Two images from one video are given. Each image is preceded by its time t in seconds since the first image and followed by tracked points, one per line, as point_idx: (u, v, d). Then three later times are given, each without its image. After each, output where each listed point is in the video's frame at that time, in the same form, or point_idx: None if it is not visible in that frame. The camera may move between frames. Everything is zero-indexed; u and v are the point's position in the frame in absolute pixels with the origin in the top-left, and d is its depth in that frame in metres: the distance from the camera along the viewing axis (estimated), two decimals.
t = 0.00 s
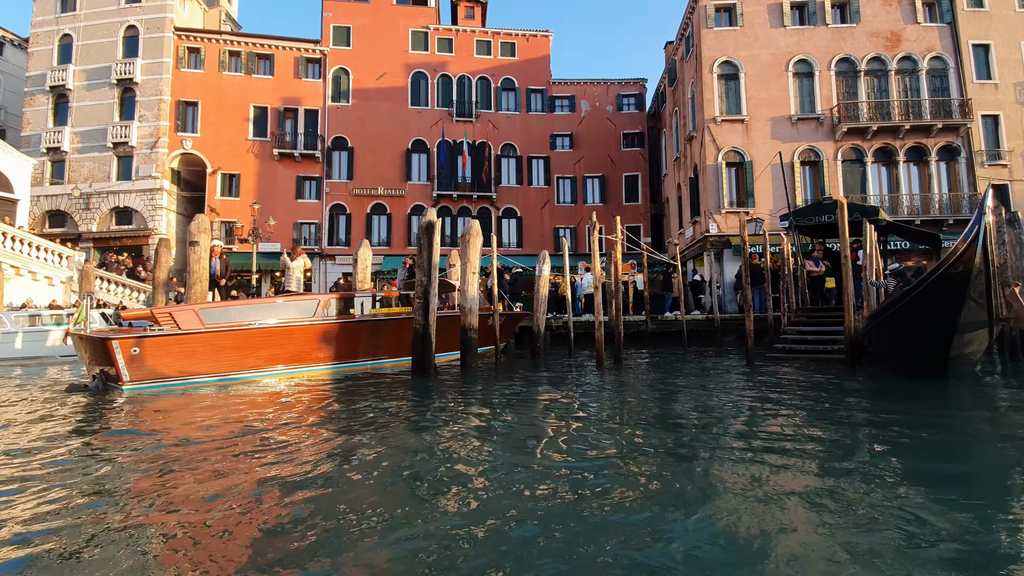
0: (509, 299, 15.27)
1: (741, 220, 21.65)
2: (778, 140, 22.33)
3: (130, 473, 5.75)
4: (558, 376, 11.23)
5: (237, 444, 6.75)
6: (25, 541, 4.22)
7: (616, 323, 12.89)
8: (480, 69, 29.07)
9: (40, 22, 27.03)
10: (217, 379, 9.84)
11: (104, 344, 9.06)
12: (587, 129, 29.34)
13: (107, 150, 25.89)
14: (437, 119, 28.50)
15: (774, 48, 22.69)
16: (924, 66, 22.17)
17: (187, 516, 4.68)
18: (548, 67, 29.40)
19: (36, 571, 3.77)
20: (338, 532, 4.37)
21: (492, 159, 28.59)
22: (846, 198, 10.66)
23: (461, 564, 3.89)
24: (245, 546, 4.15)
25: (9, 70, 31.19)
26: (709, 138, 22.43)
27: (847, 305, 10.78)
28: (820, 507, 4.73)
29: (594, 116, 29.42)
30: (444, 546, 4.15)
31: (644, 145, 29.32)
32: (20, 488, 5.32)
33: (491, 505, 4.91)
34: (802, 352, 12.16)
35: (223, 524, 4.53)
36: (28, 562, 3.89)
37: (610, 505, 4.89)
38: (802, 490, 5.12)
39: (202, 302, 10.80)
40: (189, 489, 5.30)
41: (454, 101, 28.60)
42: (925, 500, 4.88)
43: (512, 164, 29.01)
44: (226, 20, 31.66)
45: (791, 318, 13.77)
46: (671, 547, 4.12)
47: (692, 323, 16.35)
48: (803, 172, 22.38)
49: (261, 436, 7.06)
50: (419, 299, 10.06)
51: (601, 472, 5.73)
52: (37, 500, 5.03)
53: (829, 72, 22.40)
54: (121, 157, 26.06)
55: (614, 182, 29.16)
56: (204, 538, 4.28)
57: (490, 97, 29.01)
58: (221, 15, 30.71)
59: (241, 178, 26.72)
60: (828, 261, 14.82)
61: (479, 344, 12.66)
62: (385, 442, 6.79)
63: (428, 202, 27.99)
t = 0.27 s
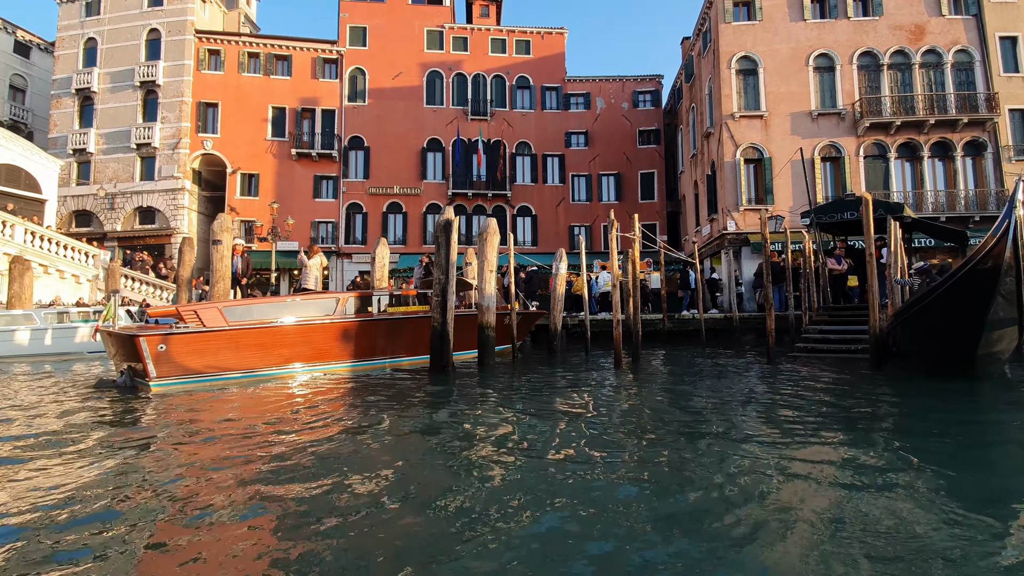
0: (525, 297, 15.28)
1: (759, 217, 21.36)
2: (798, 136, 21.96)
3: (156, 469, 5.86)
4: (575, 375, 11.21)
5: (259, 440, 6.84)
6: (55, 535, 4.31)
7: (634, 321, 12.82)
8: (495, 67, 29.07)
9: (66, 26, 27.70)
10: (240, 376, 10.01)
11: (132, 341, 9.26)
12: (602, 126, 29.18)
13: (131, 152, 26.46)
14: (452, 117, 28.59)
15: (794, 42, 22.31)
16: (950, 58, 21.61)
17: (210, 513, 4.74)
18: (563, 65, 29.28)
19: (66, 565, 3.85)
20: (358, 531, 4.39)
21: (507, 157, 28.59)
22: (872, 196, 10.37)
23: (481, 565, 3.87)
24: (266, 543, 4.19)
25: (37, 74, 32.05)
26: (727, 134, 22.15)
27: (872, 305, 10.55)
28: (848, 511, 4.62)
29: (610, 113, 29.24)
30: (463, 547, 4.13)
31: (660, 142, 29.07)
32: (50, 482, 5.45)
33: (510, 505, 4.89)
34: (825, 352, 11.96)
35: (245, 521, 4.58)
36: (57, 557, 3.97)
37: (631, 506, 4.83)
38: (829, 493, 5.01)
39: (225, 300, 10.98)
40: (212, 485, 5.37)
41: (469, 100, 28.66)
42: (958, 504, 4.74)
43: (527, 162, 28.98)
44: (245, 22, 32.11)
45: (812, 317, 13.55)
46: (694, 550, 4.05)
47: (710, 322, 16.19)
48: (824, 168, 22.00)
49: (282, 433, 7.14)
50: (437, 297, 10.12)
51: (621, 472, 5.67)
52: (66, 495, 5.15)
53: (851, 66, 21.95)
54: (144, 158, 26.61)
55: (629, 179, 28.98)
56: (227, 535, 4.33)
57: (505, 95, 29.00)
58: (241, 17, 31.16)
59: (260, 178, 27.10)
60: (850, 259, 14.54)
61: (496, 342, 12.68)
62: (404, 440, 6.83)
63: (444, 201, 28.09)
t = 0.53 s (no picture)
0: (534, 290, 15.25)
1: (771, 210, 21.15)
2: (810, 128, 21.66)
3: (171, 460, 5.94)
4: (584, 368, 11.21)
5: (271, 433, 6.90)
6: (76, 525, 4.39)
7: (644, 315, 12.77)
8: (503, 59, 28.91)
9: (77, 21, 27.87)
10: (254, 368, 10.13)
11: (148, 334, 9.38)
12: (612, 119, 28.96)
13: (143, 146, 26.68)
14: (460, 110, 28.51)
15: (807, 31, 21.93)
16: (968, 47, 21.17)
17: (224, 504, 4.79)
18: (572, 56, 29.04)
19: (87, 554, 3.94)
20: (370, 523, 4.43)
21: (515, 150, 28.48)
22: (889, 189, 10.18)
23: (493, 558, 3.89)
24: (279, 535, 4.24)
25: (49, 69, 32.31)
26: (738, 126, 21.89)
27: (887, 298, 10.40)
28: (859, 507, 4.58)
29: (619, 105, 29.00)
30: (474, 540, 4.16)
31: (669, 134, 28.82)
32: (69, 472, 5.55)
33: (520, 499, 4.90)
34: (838, 346, 11.84)
35: (258, 513, 4.63)
36: (77, 547, 4.05)
37: (640, 501, 4.82)
38: (839, 488, 4.99)
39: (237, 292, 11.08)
40: (227, 476, 5.45)
41: (477, 93, 28.54)
42: (972, 501, 4.68)
43: (535, 155, 28.85)
44: (254, 15, 32.12)
45: (825, 310, 13.42)
46: (703, 544, 4.04)
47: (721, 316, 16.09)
48: (837, 160, 21.70)
49: (294, 425, 7.21)
50: (448, 290, 10.13)
51: (632, 466, 5.67)
52: (85, 485, 5.24)
53: (866, 55, 21.56)
54: (155, 152, 26.82)
55: (639, 172, 28.78)
56: (240, 527, 4.37)
57: (513, 87, 28.85)
58: (249, 11, 31.18)
59: (269, 172, 27.22)
60: (864, 252, 14.36)
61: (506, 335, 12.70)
62: (414, 433, 6.87)
63: (452, 194, 28.06)
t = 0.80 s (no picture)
0: (538, 286, 15.22)
1: (775, 205, 21.04)
2: (816, 122, 21.50)
3: (176, 457, 5.93)
4: (589, 364, 11.18)
5: (277, 429, 6.90)
6: (80, 522, 4.38)
7: (648, 310, 12.72)
8: (506, 54, 28.78)
9: (80, 18, 27.87)
10: (261, 364, 10.15)
11: (155, 330, 9.41)
12: (615, 114, 28.82)
13: (146, 143, 26.72)
14: (463, 106, 28.42)
15: (812, 24, 21.74)
16: (976, 40, 20.95)
17: (228, 501, 4.78)
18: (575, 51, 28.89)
19: (90, 551, 3.92)
20: (373, 517, 4.44)
21: (518, 146, 28.39)
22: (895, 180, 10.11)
23: (498, 556, 3.86)
24: (283, 529, 4.25)
25: (53, 66, 32.36)
26: (742, 121, 21.74)
27: (894, 291, 10.33)
28: (869, 503, 4.53)
29: (623, 100, 28.86)
30: (479, 537, 4.12)
31: (673, 129, 28.67)
32: (75, 469, 5.55)
33: (525, 496, 4.86)
34: (844, 341, 11.77)
35: (262, 510, 4.61)
36: (80, 544, 4.04)
37: (646, 497, 4.78)
38: (848, 484, 4.93)
39: (243, 289, 11.09)
40: (231, 473, 5.43)
41: (480, 88, 28.45)
42: (983, 497, 4.61)
43: (538, 150, 28.76)
44: (256, 12, 32.07)
45: (831, 305, 13.34)
46: (710, 541, 3.99)
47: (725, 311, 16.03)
48: (843, 154, 21.55)
49: (299, 421, 7.20)
50: (452, 285, 10.12)
51: (636, 460, 5.67)
52: (89, 482, 5.23)
53: (872, 48, 21.36)
54: (159, 149, 26.85)
55: (642, 167, 28.67)
56: (244, 524, 4.35)
57: (516, 82, 28.73)
58: (252, 7, 31.12)
59: (273, 168, 27.22)
60: (870, 246, 14.26)
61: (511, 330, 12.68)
62: (420, 430, 6.84)
63: (455, 190, 28.02)
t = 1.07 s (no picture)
0: (540, 287, 15.22)
1: (776, 205, 21.06)
2: (816, 121, 21.51)
3: (181, 458, 5.93)
4: (591, 364, 11.19)
5: (282, 429, 6.90)
6: (87, 524, 4.38)
7: (651, 310, 12.73)
8: (506, 55, 28.80)
9: (79, 19, 27.83)
10: (266, 365, 10.15)
11: (159, 331, 9.41)
12: (615, 114, 28.83)
13: (146, 144, 26.70)
14: (463, 107, 28.43)
15: (813, 24, 21.75)
16: (975, 40, 20.99)
17: (231, 501, 4.79)
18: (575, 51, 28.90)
19: (98, 553, 3.92)
20: (377, 518, 4.45)
21: (518, 146, 28.40)
22: (898, 180, 10.07)
23: (507, 556, 3.86)
24: (286, 530, 4.26)
25: (52, 67, 32.32)
26: (743, 120, 21.74)
27: (897, 291, 10.31)
28: (876, 502, 4.53)
29: (623, 100, 28.86)
30: (486, 537, 4.13)
31: (673, 129, 28.69)
32: (79, 471, 5.57)
33: (532, 495, 4.86)
34: (847, 340, 11.78)
35: (268, 511, 4.60)
36: (82, 545, 4.04)
37: (653, 496, 4.78)
38: (854, 483, 4.93)
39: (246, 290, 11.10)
40: (237, 474, 5.43)
41: (480, 89, 28.46)
42: (989, 496, 4.62)
43: (538, 150, 28.77)
44: (256, 12, 32.06)
45: (833, 305, 13.35)
46: (718, 540, 4.00)
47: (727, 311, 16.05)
48: (843, 154, 21.58)
49: (302, 422, 7.21)
50: (455, 286, 10.11)
51: (637, 460, 5.68)
52: (95, 484, 5.22)
53: (872, 48, 21.39)
54: (159, 150, 26.83)
55: (642, 167, 28.70)
56: (251, 526, 4.34)
57: (516, 83, 28.73)
58: (251, 8, 31.11)
59: (273, 169, 27.20)
60: (871, 245, 14.27)
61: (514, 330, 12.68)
62: (425, 429, 6.85)
63: (456, 190, 28.01)
